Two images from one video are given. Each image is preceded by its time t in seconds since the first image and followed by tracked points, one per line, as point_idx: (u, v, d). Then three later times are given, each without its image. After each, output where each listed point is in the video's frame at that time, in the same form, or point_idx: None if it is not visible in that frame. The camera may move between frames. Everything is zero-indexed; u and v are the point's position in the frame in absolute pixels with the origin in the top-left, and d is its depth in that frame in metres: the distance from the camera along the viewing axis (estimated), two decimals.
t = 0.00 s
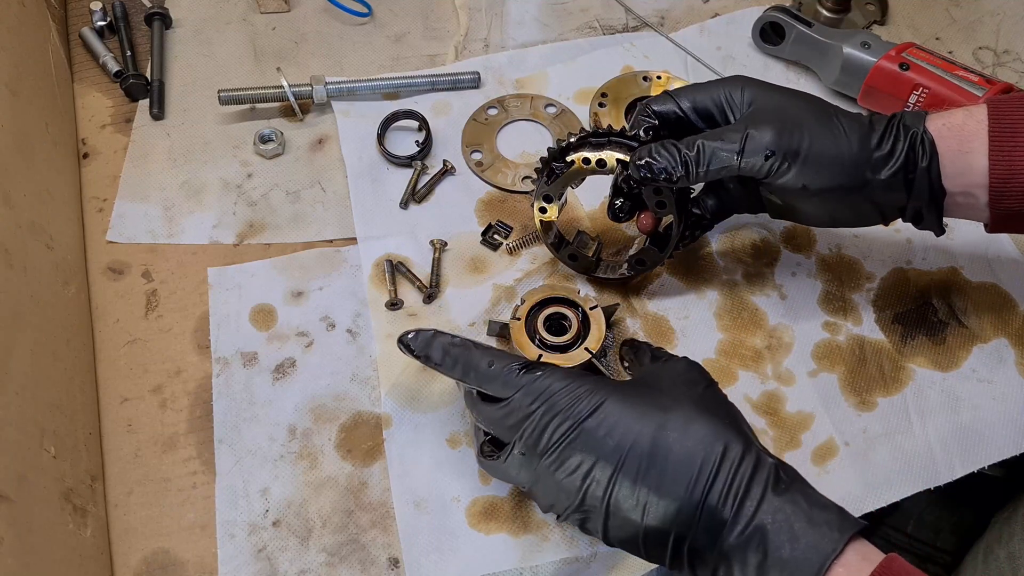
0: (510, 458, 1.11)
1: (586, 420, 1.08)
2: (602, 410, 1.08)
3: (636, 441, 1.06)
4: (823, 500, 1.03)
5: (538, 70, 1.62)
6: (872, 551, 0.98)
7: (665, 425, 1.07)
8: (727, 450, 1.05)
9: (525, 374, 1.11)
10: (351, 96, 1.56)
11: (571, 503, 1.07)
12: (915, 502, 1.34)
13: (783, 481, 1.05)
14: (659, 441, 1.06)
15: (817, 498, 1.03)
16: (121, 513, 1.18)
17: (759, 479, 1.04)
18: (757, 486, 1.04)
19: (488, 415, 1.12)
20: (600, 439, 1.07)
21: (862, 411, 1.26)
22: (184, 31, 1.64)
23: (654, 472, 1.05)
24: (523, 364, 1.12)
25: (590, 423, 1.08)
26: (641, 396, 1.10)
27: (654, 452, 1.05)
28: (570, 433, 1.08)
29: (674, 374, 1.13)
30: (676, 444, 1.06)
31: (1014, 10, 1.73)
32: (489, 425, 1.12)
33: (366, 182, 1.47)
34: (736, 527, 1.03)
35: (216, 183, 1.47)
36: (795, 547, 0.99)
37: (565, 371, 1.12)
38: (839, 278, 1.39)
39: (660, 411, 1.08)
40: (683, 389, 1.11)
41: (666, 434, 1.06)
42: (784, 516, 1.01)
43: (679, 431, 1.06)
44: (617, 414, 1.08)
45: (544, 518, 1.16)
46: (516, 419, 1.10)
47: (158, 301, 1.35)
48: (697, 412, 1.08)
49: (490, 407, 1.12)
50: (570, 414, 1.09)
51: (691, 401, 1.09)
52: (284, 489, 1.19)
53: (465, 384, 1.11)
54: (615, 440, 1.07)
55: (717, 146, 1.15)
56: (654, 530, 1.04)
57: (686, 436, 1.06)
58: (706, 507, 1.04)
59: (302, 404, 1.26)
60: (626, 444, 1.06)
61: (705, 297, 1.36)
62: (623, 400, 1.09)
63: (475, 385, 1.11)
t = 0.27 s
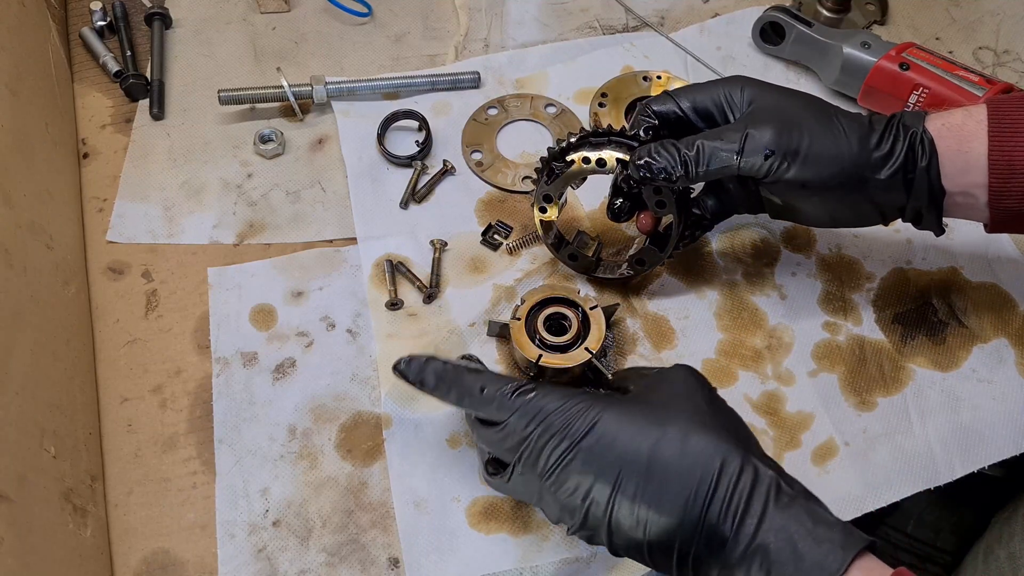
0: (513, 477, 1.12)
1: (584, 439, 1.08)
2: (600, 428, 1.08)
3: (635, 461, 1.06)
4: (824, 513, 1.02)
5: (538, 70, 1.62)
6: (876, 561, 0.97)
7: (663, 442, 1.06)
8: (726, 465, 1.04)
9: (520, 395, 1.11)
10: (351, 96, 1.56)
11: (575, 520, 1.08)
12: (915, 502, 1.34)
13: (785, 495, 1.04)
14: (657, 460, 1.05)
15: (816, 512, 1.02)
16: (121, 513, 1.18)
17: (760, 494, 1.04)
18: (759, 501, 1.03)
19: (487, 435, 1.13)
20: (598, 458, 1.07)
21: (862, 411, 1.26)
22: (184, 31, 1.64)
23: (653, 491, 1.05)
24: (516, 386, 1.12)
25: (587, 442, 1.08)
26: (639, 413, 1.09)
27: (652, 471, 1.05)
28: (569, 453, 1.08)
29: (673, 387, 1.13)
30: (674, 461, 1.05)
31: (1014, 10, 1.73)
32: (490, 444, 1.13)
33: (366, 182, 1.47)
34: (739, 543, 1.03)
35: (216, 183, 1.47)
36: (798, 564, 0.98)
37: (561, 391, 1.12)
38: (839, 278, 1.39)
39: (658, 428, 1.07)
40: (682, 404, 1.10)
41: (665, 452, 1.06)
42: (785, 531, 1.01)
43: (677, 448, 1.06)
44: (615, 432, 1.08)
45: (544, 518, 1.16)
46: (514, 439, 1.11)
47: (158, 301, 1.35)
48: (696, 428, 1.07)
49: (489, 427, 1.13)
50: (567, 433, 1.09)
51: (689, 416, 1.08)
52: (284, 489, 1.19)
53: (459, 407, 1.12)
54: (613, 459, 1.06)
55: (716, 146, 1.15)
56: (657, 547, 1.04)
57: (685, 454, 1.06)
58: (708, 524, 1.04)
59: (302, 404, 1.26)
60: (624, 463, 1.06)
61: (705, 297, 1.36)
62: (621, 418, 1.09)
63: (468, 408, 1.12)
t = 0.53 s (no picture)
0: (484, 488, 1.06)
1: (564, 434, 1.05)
2: (580, 422, 1.07)
3: (618, 451, 1.04)
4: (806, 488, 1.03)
5: (538, 70, 1.62)
6: (843, 544, 0.97)
7: (644, 430, 1.06)
8: (707, 450, 1.05)
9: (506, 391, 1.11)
10: (351, 96, 1.56)
11: (555, 527, 1.02)
12: (915, 502, 1.34)
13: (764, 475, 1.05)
14: (640, 448, 1.04)
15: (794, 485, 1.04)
16: (121, 513, 1.18)
17: (742, 474, 1.05)
18: (742, 481, 1.04)
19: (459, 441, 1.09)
20: (580, 453, 1.04)
21: (862, 411, 1.26)
22: (184, 31, 1.64)
23: (638, 483, 1.03)
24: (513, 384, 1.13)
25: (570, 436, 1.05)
26: (614, 405, 1.09)
27: (636, 460, 1.04)
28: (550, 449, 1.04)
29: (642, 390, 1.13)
30: (656, 449, 1.04)
31: (1014, 10, 1.73)
32: (458, 456, 1.07)
33: (366, 182, 1.47)
34: (728, 524, 1.03)
35: (216, 183, 1.47)
36: (788, 536, 0.99)
37: (524, 394, 1.10)
38: (839, 278, 1.39)
39: (635, 419, 1.07)
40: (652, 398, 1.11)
41: (647, 439, 1.05)
42: (772, 505, 1.02)
43: (658, 437, 1.05)
44: (595, 424, 1.06)
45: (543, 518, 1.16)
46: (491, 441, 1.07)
47: (158, 301, 1.35)
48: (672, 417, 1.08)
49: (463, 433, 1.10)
50: (542, 435, 1.05)
51: (662, 408, 1.09)
52: (284, 489, 1.19)
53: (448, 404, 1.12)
54: (596, 452, 1.04)
55: (717, 147, 1.15)
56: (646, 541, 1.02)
57: (665, 440, 1.05)
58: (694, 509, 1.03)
59: (302, 404, 1.26)
60: (608, 454, 1.04)
61: (705, 297, 1.36)
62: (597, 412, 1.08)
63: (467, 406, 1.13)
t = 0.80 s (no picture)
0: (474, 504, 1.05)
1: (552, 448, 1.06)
2: (568, 436, 1.07)
3: (607, 464, 1.04)
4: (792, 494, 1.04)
5: (538, 70, 1.62)
6: (831, 550, 0.97)
7: (632, 442, 1.06)
8: (695, 459, 1.05)
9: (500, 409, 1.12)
10: (351, 96, 1.56)
11: (546, 542, 1.01)
12: (915, 502, 1.34)
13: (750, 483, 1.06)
14: (628, 460, 1.04)
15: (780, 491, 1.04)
16: (121, 513, 1.18)
17: (730, 482, 1.05)
18: (730, 489, 1.05)
19: (449, 458, 1.09)
20: (569, 466, 1.04)
21: (862, 411, 1.26)
22: (184, 31, 1.65)
23: (629, 494, 1.03)
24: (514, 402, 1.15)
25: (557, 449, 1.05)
26: (601, 416, 1.10)
27: (625, 471, 1.04)
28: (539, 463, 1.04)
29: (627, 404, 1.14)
30: (644, 460, 1.05)
31: (1014, 10, 1.73)
32: (450, 473, 1.08)
33: (366, 182, 1.47)
34: (719, 533, 1.03)
35: (216, 183, 1.47)
36: (777, 542, 0.99)
37: (517, 411, 1.11)
38: (839, 278, 1.39)
39: (623, 430, 1.07)
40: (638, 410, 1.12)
41: (635, 451, 1.05)
42: (761, 512, 1.02)
43: (645, 448, 1.06)
44: (583, 436, 1.07)
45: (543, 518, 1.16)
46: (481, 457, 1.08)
47: (158, 301, 1.35)
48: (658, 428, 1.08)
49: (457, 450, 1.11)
50: (532, 449, 1.06)
51: (648, 419, 1.10)
52: (284, 489, 1.19)
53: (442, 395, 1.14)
54: (585, 465, 1.04)
55: (716, 148, 1.15)
56: (639, 553, 1.02)
57: (652, 451, 1.05)
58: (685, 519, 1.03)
59: (302, 404, 1.26)
60: (597, 466, 1.04)
61: (705, 297, 1.36)
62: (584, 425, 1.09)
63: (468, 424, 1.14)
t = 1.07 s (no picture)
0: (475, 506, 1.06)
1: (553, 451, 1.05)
2: (569, 438, 1.06)
3: (609, 468, 1.03)
4: (794, 501, 1.03)
5: (538, 70, 1.62)
6: (832, 556, 0.98)
7: (635, 445, 1.05)
8: (697, 464, 1.05)
9: (504, 408, 1.12)
10: (351, 97, 1.56)
11: (546, 546, 1.02)
12: (915, 502, 1.34)
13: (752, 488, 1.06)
14: (630, 464, 1.04)
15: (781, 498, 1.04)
16: (121, 513, 1.18)
17: (731, 487, 1.05)
18: (731, 494, 1.05)
19: (453, 456, 1.09)
20: (570, 470, 1.03)
21: (862, 411, 1.26)
22: (184, 31, 1.64)
23: (630, 499, 1.02)
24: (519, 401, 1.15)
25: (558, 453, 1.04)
26: (603, 418, 1.09)
27: (627, 476, 1.03)
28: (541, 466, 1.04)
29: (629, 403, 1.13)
30: (646, 464, 1.04)
31: (1014, 10, 1.73)
32: (452, 471, 1.08)
33: (366, 182, 1.47)
34: (719, 538, 1.03)
35: (216, 183, 1.47)
36: (777, 550, 0.99)
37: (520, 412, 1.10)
38: (839, 278, 1.39)
39: (625, 433, 1.06)
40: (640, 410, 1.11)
41: (637, 454, 1.04)
42: (762, 519, 1.02)
43: (648, 451, 1.05)
44: (585, 439, 1.06)
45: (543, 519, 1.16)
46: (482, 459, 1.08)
47: (158, 301, 1.35)
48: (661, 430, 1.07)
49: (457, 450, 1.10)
50: (533, 452, 1.05)
51: (650, 421, 1.09)
52: (284, 489, 1.19)
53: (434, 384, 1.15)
54: (586, 470, 1.03)
55: (716, 148, 1.15)
56: (638, 556, 1.02)
57: (655, 455, 1.05)
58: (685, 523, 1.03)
59: (302, 403, 1.26)
60: (599, 470, 1.03)
61: (705, 297, 1.36)
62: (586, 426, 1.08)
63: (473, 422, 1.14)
